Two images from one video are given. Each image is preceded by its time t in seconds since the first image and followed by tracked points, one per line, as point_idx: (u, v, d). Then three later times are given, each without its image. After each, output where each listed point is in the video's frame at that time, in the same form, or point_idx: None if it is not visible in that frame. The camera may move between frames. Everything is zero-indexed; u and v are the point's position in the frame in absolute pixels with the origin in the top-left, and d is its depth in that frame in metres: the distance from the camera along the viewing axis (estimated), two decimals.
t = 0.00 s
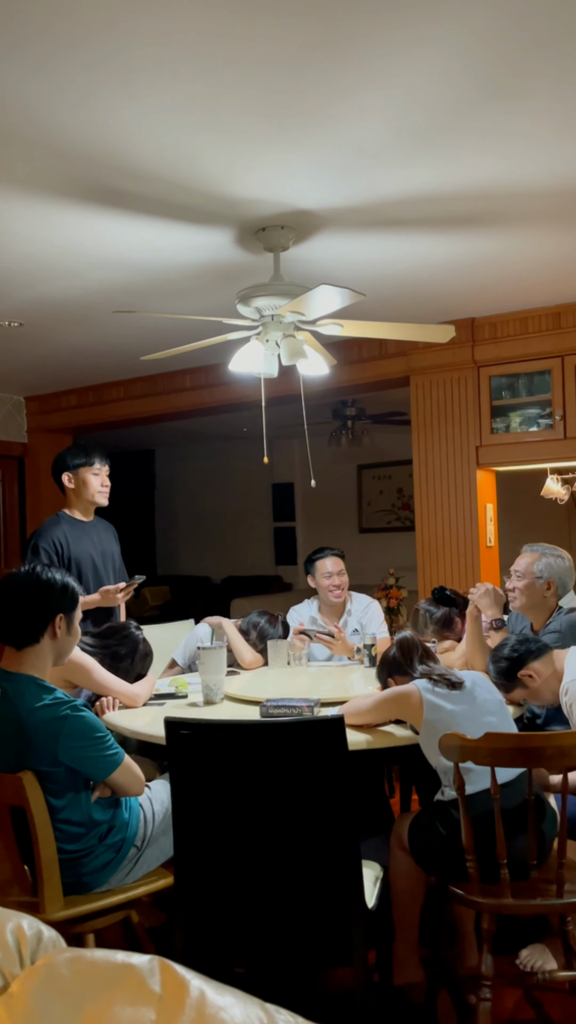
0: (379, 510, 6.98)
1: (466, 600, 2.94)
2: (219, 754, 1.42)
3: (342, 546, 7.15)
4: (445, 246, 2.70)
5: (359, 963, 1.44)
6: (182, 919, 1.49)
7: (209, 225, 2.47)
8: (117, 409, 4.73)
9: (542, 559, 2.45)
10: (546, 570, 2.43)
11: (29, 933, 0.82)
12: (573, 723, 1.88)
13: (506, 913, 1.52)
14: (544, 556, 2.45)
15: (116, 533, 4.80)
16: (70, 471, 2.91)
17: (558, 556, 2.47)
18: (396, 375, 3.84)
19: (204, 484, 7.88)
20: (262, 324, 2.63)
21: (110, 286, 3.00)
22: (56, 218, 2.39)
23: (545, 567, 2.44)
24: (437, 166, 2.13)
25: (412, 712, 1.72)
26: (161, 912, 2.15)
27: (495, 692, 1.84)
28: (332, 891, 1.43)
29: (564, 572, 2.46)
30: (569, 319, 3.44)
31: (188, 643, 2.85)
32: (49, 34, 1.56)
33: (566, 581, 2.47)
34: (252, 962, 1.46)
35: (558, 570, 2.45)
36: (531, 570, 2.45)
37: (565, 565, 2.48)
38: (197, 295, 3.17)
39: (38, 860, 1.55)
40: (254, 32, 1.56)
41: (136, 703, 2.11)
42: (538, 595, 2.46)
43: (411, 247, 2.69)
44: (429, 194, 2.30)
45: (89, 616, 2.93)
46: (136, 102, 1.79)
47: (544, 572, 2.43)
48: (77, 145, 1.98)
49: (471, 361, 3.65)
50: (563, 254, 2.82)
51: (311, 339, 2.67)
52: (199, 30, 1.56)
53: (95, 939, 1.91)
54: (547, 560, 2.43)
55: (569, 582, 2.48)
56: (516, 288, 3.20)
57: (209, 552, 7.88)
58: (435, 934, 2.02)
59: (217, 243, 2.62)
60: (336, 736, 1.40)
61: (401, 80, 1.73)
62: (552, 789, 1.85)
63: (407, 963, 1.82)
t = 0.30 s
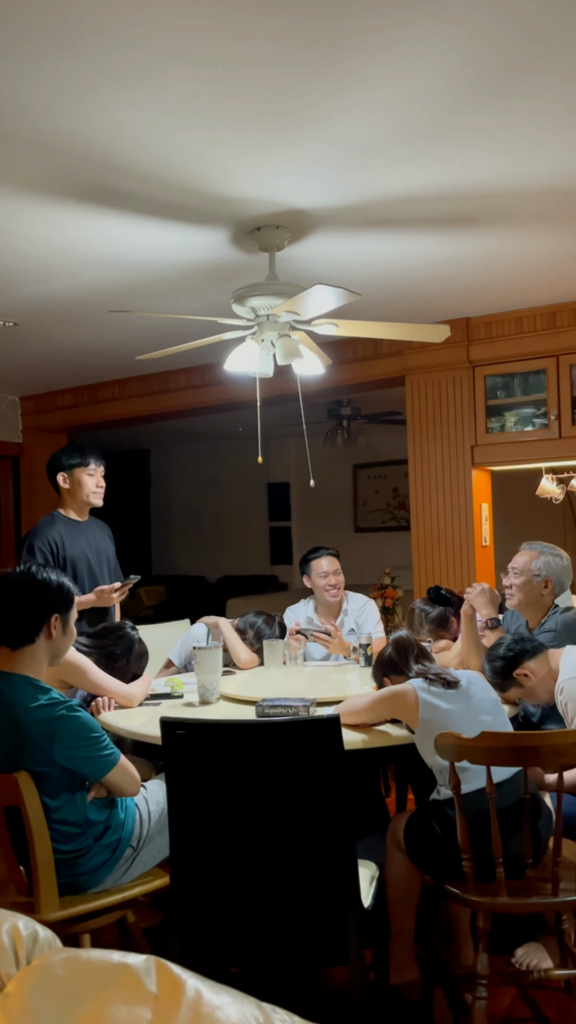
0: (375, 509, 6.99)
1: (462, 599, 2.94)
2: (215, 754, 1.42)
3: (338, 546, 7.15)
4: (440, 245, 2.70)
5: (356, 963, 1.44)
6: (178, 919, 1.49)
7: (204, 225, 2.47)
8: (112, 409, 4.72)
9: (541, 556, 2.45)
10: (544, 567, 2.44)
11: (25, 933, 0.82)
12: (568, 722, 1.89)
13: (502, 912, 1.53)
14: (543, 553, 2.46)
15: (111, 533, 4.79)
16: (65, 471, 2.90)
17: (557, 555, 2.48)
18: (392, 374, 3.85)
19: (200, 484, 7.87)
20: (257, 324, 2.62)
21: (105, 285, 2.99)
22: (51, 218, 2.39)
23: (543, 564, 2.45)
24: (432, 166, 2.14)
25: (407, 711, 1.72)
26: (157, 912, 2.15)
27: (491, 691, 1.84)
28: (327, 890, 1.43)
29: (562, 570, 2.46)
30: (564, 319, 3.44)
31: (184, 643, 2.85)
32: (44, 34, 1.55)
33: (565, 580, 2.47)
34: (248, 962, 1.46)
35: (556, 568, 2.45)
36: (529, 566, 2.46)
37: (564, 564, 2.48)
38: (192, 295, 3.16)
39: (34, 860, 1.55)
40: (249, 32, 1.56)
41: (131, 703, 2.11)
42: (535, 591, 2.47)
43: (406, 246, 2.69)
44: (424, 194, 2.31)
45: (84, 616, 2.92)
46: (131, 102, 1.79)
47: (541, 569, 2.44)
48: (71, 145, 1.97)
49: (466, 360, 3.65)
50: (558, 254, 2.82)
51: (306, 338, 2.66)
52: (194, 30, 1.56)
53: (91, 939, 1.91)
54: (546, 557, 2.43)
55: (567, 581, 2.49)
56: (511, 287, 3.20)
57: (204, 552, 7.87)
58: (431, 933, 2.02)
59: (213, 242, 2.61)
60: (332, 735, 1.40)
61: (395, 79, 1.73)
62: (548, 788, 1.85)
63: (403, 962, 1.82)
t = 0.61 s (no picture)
0: (368, 508, 7.00)
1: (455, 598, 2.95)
2: (208, 754, 1.42)
3: (331, 545, 7.16)
4: (432, 246, 2.71)
5: (349, 962, 1.44)
6: (172, 919, 1.49)
7: (197, 224, 2.47)
8: (105, 409, 4.72)
9: (538, 556, 2.45)
10: (538, 566, 2.45)
11: (18, 934, 0.82)
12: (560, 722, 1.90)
13: (495, 911, 1.53)
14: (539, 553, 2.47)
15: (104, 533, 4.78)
16: (58, 471, 2.89)
17: (553, 555, 2.48)
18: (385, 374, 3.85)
19: (193, 484, 7.86)
20: (250, 324, 2.62)
21: (98, 284, 2.99)
22: (43, 218, 2.38)
23: (538, 562, 2.46)
24: (425, 166, 2.14)
25: (400, 710, 1.72)
26: (151, 912, 2.15)
27: (483, 690, 1.85)
28: (321, 889, 1.44)
29: (556, 570, 2.46)
30: (557, 319, 3.45)
31: (178, 643, 2.84)
32: (36, 34, 1.55)
33: (559, 580, 2.48)
34: (242, 961, 1.46)
35: (551, 568, 2.46)
36: (524, 564, 2.47)
37: (559, 565, 2.48)
38: (185, 294, 3.16)
39: (27, 860, 1.55)
40: (243, 32, 1.56)
41: (125, 703, 2.10)
42: (528, 590, 2.48)
43: (399, 246, 2.69)
44: (416, 194, 2.31)
45: (76, 616, 2.91)
46: (124, 102, 1.79)
47: (536, 567, 2.45)
48: (64, 145, 1.97)
49: (458, 360, 3.66)
50: (550, 254, 2.83)
51: (300, 338, 2.66)
52: (187, 30, 1.55)
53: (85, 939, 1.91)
54: (541, 556, 2.44)
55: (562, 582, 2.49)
56: (503, 288, 3.21)
57: (198, 552, 7.87)
58: (424, 932, 2.02)
59: (206, 242, 2.61)
60: (325, 735, 1.40)
61: (388, 80, 1.73)
62: (540, 787, 1.86)
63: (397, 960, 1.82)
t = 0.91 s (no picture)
0: (359, 508, 7.01)
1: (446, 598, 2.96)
2: (200, 755, 1.42)
3: (323, 545, 7.16)
4: (424, 246, 2.71)
5: (341, 961, 1.44)
6: (163, 920, 1.49)
7: (188, 224, 2.46)
8: (96, 408, 4.70)
9: (530, 556, 2.46)
10: (530, 566, 2.46)
11: (10, 935, 0.82)
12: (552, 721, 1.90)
13: (486, 910, 1.53)
14: (531, 553, 2.48)
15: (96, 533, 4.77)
16: (50, 471, 2.88)
17: (544, 555, 2.49)
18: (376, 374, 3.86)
19: (184, 483, 7.85)
20: (242, 323, 2.62)
21: (89, 283, 2.98)
22: (34, 216, 2.37)
23: (529, 563, 2.47)
24: (416, 166, 2.15)
25: (392, 709, 1.73)
26: (142, 912, 2.14)
27: (475, 689, 1.85)
28: (313, 889, 1.43)
29: (548, 571, 2.47)
30: (548, 319, 3.47)
31: (169, 643, 2.84)
32: (26, 32, 1.54)
33: (550, 580, 2.49)
34: (234, 961, 1.46)
35: (542, 568, 2.47)
36: (516, 564, 2.48)
37: (551, 565, 2.49)
38: (177, 294, 3.16)
39: (18, 861, 1.54)
40: (234, 32, 1.56)
41: (116, 703, 2.10)
42: (519, 590, 2.49)
43: (390, 246, 2.70)
44: (408, 194, 2.31)
45: (67, 616, 2.90)
46: (115, 101, 1.79)
47: (527, 568, 2.46)
48: (55, 144, 1.96)
49: (450, 360, 3.67)
50: (541, 255, 2.84)
51: (291, 338, 2.66)
52: (178, 29, 1.55)
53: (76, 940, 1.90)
54: (533, 557, 2.45)
55: (554, 582, 2.50)
56: (495, 288, 3.22)
57: (189, 551, 7.86)
58: (416, 931, 2.03)
59: (197, 241, 2.61)
60: (317, 735, 1.40)
61: (378, 80, 1.73)
62: (532, 786, 1.87)
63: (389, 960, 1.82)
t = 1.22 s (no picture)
0: (352, 507, 7.01)
1: (438, 597, 2.96)
2: (192, 754, 1.41)
3: (315, 545, 7.17)
4: (416, 246, 2.72)
5: (333, 961, 1.44)
6: (156, 920, 1.49)
7: (181, 223, 2.46)
8: (87, 407, 4.69)
9: (522, 556, 2.47)
10: (522, 566, 2.47)
11: (3, 936, 0.82)
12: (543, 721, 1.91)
13: (478, 909, 1.54)
14: (523, 553, 2.49)
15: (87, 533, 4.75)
16: (42, 471, 2.87)
17: (536, 555, 2.50)
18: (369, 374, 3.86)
19: (176, 483, 7.84)
20: (234, 322, 2.61)
21: (81, 282, 2.97)
22: (26, 215, 2.36)
23: (521, 563, 2.47)
24: (409, 167, 2.15)
25: (384, 709, 1.73)
26: (134, 912, 2.14)
27: (467, 689, 1.86)
28: (305, 889, 1.44)
29: (539, 570, 2.48)
30: (539, 319, 3.48)
31: (161, 643, 2.83)
32: (19, 31, 1.54)
33: (542, 580, 2.49)
34: (226, 961, 1.46)
35: (534, 568, 2.47)
36: (508, 564, 2.49)
37: (542, 565, 2.50)
38: (169, 293, 3.15)
39: (9, 861, 1.54)
40: (227, 32, 1.56)
41: (108, 703, 2.09)
42: (510, 590, 2.50)
43: (383, 246, 2.70)
44: (401, 194, 2.31)
45: (59, 616, 2.90)
46: (109, 100, 1.78)
47: (519, 568, 2.47)
48: (48, 143, 1.96)
49: (442, 361, 3.67)
50: (533, 256, 2.86)
51: (284, 338, 2.66)
52: (172, 29, 1.55)
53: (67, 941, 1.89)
54: (524, 557, 2.46)
55: (545, 582, 2.51)
56: (487, 288, 3.23)
57: (181, 551, 7.84)
58: (407, 930, 2.03)
59: (190, 240, 2.60)
60: (310, 734, 1.40)
61: (371, 80, 1.74)
62: (523, 785, 1.87)
63: (381, 959, 1.82)
